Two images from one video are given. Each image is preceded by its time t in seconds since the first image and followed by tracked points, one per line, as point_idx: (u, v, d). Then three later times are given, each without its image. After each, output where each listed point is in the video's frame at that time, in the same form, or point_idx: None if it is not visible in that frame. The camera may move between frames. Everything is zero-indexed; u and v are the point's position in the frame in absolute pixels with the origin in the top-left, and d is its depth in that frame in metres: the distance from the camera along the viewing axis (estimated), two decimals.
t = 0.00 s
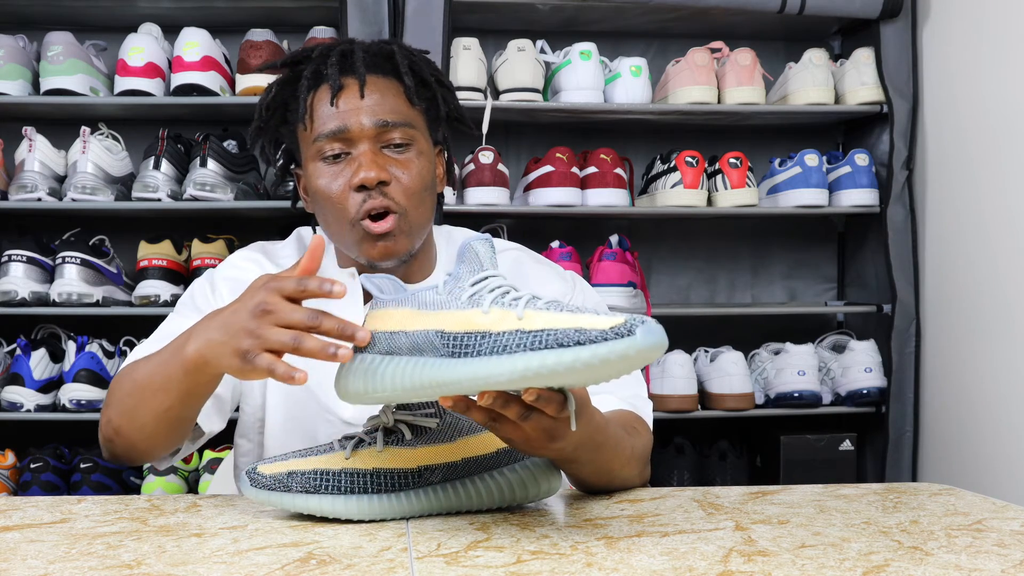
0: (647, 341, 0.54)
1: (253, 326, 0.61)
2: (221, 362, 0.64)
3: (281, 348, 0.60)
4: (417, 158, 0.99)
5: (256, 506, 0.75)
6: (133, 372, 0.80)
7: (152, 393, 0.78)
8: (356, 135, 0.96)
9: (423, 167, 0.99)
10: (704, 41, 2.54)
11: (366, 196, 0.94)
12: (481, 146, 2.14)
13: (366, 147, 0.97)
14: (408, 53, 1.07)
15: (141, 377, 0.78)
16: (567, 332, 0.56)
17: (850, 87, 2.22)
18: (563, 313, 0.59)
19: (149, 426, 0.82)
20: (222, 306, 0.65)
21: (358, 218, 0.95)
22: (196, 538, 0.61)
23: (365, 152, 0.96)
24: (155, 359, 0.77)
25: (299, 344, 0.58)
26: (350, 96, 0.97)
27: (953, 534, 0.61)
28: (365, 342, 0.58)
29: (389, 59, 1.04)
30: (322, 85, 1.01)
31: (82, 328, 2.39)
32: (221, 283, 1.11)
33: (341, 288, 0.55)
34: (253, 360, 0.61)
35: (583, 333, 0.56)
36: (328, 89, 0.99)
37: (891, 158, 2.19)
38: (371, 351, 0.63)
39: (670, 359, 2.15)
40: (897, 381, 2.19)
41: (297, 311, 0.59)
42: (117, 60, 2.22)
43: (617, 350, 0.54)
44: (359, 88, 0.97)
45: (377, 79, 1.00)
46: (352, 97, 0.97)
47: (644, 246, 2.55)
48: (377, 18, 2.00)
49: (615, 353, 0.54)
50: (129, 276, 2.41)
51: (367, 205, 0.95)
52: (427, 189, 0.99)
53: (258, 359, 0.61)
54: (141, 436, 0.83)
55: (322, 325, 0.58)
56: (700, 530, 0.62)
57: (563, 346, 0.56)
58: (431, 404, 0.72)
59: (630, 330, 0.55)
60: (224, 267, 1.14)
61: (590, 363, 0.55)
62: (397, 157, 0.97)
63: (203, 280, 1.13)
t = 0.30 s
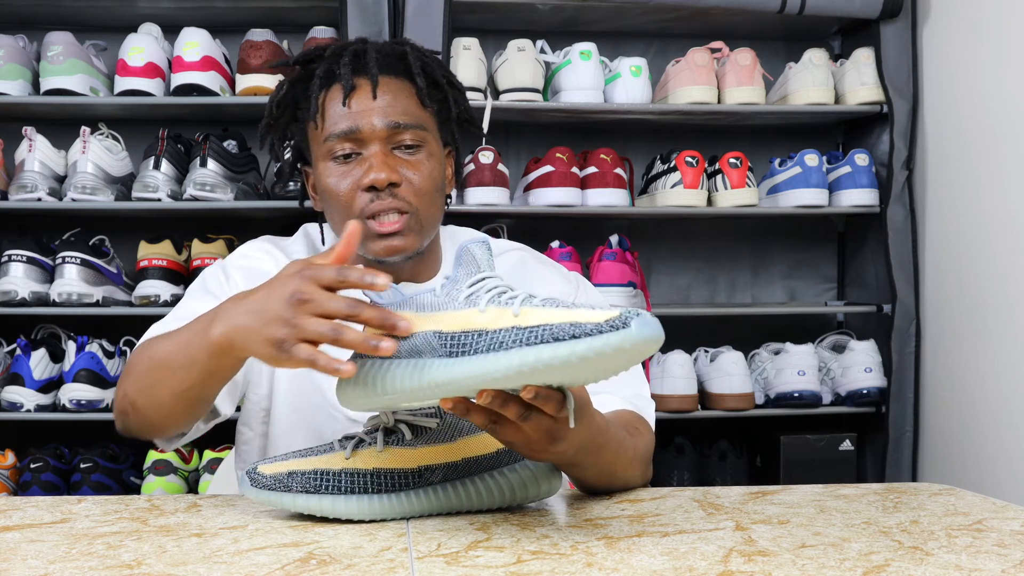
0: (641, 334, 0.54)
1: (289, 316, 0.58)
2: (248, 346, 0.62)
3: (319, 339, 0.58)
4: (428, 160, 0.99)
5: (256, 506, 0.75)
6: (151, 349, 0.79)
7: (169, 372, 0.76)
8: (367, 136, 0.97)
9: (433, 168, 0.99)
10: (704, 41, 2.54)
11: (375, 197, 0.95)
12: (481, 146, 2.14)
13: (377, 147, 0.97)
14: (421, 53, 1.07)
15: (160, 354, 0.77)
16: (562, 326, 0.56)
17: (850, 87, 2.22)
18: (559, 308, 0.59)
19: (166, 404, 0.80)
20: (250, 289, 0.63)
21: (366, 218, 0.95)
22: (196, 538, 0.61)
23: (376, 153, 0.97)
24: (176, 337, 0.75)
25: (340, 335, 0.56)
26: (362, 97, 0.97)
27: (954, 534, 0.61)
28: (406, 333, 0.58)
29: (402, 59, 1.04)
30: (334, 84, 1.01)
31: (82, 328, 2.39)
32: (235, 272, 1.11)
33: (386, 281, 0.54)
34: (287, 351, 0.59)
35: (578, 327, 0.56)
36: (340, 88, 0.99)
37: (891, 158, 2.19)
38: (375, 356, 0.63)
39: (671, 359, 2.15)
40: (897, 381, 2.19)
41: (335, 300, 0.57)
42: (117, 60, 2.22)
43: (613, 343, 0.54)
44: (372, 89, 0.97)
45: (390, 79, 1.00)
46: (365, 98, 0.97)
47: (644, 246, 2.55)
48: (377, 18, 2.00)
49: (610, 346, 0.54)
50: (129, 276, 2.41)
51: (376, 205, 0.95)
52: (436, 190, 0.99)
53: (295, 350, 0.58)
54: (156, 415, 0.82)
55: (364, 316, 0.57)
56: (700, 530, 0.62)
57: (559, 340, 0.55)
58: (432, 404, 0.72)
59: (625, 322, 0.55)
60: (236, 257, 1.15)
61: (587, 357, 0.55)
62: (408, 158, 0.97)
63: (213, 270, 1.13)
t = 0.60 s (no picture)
0: (598, 325, 0.49)
1: (370, 288, 0.53)
2: (318, 312, 0.56)
3: (402, 317, 0.52)
4: (442, 162, 0.99)
5: (256, 506, 0.75)
6: (212, 300, 0.73)
7: (223, 324, 0.71)
8: (383, 136, 0.96)
9: (447, 171, 1.00)
10: (704, 41, 2.54)
11: (390, 197, 0.96)
12: (481, 146, 2.14)
13: (392, 148, 0.97)
14: (438, 56, 1.06)
15: (220, 306, 0.71)
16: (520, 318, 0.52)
17: (850, 87, 2.22)
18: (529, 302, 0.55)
19: (214, 359, 0.75)
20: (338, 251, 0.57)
21: (379, 219, 0.97)
22: (196, 537, 0.61)
23: (391, 154, 0.97)
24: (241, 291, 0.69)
25: (427, 313, 0.51)
26: (379, 98, 0.97)
27: (954, 534, 0.61)
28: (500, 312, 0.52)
29: (418, 61, 1.03)
30: (351, 84, 1.01)
31: (82, 328, 2.39)
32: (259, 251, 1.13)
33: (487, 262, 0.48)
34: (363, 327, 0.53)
35: (535, 318, 0.52)
36: (356, 88, 0.99)
37: (891, 158, 2.19)
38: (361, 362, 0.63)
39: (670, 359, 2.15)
40: (897, 381, 2.19)
41: (427, 275, 0.51)
42: (117, 60, 2.22)
43: (566, 331, 0.49)
44: (389, 90, 0.97)
45: (407, 80, 1.00)
46: (381, 98, 0.97)
47: (644, 246, 2.55)
48: (377, 18, 2.00)
49: (564, 336, 0.49)
50: (129, 276, 2.41)
51: (390, 206, 0.96)
52: (448, 192, 1.00)
53: (373, 326, 0.52)
54: (199, 368, 0.77)
55: (456, 293, 0.51)
56: (700, 530, 0.62)
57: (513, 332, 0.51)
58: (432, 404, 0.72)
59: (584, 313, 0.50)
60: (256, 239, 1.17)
61: (540, 347, 0.50)
62: (423, 160, 0.98)
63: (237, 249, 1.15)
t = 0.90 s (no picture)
0: (597, 322, 0.48)
1: (415, 272, 0.54)
2: (357, 295, 0.57)
3: (445, 301, 0.52)
4: (446, 161, 0.99)
5: (257, 506, 0.75)
6: (248, 276, 0.72)
7: (265, 300, 0.69)
8: (387, 135, 0.96)
9: (451, 170, 1.00)
10: (705, 40, 2.54)
11: (393, 197, 0.96)
12: (481, 146, 2.15)
13: (396, 147, 0.97)
14: (442, 54, 1.06)
15: (259, 282, 0.70)
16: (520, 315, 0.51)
17: (850, 87, 2.22)
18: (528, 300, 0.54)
19: (243, 339, 0.75)
20: (378, 235, 0.58)
21: (382, 218, 0.97)
22: (197, 537, 0.61)
23: (395, 153, 0.96)
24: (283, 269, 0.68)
25: (471, 295, 0.52)
26: (383, 97, 0.97)
27: (954, 534, 0.61)
28: (547, 301, 0.52)
29: (422, 59, 1.04)
30: (355, 83, 1.01)
31: (83, 328, 2.39)
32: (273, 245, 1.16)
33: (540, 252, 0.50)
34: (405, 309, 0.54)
35: (534, 316, 0.51)
36: (361, 87, 0.99)
37: (891, 158, 2.18)
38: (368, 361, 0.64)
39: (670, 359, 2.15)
40: (897, 381, 2.19)
41: (474, 262, 0.53)
42: (117, 60, 2.22)
43: (566, 330, 0.48)
44: (393, 89, 0.97)
45: (411, 79, 1.00)
46: (385, 97, 0.97)
47: (644, 246, 2.55)
48: (377, 17, 2.00)
49: (564, 334, 0.48)
50: (129, 276, 2.41)
51: (394, 205, 0.96)
52: (452, 191, 1.00)
53: (415, 309, 0.53)
54: (231, 346, 0.76)
55: (504, 279, 0.53)
56: (701, 530, 0.62)
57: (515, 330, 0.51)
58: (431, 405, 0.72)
59: (584, 310, 0.49)
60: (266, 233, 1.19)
61: (542, 345, 0.49)
62: (426, 159, 0.98)
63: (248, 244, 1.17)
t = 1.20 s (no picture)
0: (625, 327, 0.51)
1: (328, 296, 0.53)
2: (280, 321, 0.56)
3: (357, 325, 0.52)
4: (443, 163, 0.99)
5: (257, 506, 0.75)
6: (185, 320, 0.74)
7: (199, 340, 0.71)
8: (384, 139, 0.96)
9: (449, 172, 0.99)
10: (704, 40, 2.54)
11: (391, 201, 0.95)
12: (481, 146, 2.15)
13: (393, 151, 0.97)
14: (439, 55, 1.07)
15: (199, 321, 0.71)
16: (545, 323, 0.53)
17: (850, 87, 2.22)
18: (546, 310, 0.57)
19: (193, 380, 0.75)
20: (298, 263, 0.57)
21: (381, 221, 0.96)
22: (196, 538, 0.61)
23: (392, 157, 0.96)
24: (212, 308, 0.70)
25: (376, 322, 0.50)
26: (380, 100, 0.97)
27: (954, 534, 0.61)
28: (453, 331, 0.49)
29: (419, 61, 1.04)
30: (352, 85, 1.01)
31: (82, 328, 2.39)
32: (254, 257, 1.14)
33: (438, 269, 0.48)
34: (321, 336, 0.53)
35: (561, 325, 0.53)
36: (358, 90, 0.99)
37: (891, 159, 2.18)
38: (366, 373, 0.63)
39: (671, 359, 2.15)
40: (897, 381, 2.19)
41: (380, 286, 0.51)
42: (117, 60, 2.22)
43: (595, 336, 0.51)
44: (390, 92, 0.97)
45: (408, 81, 1.00)
46: (382, 101, 0.97)
47: (644, 246, 2.55)
48: (377, 18, 2.00)
49: (592, 341, 0.51)
50: (128, 276, 2.41)
51: (392, 209, 0.95)
52: (451, 193, 1.00)
53: (328, 334, 0.53)
54: (180, 390, 0.77)
55: (407, 305, 0.50)
56: (701, 530, 0.62)
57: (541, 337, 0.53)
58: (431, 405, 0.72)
59: (609, 317, 0.52)
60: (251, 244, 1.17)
61: (570, 353, 0.51)
62: (424, 162, 0.98)
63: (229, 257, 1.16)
